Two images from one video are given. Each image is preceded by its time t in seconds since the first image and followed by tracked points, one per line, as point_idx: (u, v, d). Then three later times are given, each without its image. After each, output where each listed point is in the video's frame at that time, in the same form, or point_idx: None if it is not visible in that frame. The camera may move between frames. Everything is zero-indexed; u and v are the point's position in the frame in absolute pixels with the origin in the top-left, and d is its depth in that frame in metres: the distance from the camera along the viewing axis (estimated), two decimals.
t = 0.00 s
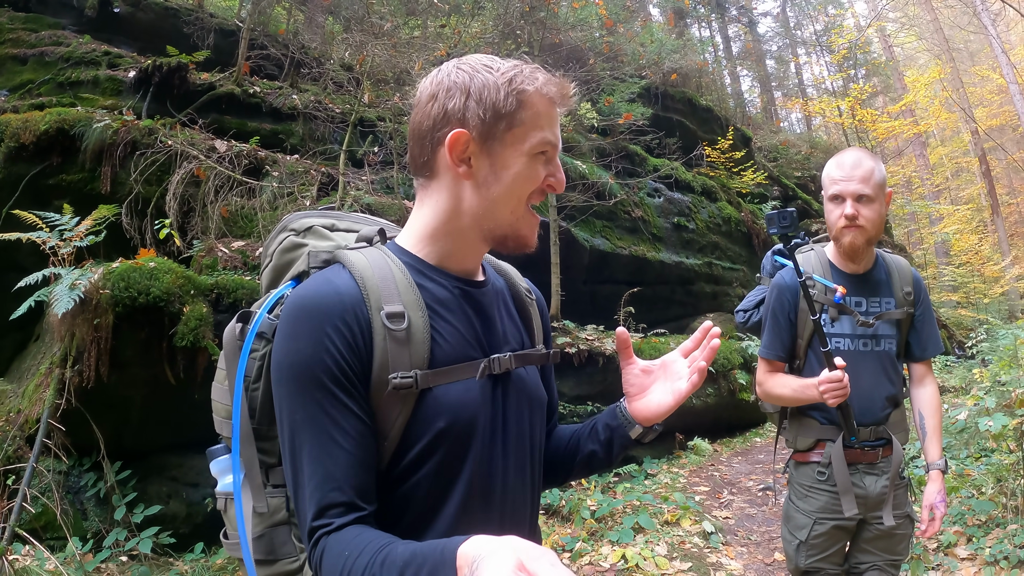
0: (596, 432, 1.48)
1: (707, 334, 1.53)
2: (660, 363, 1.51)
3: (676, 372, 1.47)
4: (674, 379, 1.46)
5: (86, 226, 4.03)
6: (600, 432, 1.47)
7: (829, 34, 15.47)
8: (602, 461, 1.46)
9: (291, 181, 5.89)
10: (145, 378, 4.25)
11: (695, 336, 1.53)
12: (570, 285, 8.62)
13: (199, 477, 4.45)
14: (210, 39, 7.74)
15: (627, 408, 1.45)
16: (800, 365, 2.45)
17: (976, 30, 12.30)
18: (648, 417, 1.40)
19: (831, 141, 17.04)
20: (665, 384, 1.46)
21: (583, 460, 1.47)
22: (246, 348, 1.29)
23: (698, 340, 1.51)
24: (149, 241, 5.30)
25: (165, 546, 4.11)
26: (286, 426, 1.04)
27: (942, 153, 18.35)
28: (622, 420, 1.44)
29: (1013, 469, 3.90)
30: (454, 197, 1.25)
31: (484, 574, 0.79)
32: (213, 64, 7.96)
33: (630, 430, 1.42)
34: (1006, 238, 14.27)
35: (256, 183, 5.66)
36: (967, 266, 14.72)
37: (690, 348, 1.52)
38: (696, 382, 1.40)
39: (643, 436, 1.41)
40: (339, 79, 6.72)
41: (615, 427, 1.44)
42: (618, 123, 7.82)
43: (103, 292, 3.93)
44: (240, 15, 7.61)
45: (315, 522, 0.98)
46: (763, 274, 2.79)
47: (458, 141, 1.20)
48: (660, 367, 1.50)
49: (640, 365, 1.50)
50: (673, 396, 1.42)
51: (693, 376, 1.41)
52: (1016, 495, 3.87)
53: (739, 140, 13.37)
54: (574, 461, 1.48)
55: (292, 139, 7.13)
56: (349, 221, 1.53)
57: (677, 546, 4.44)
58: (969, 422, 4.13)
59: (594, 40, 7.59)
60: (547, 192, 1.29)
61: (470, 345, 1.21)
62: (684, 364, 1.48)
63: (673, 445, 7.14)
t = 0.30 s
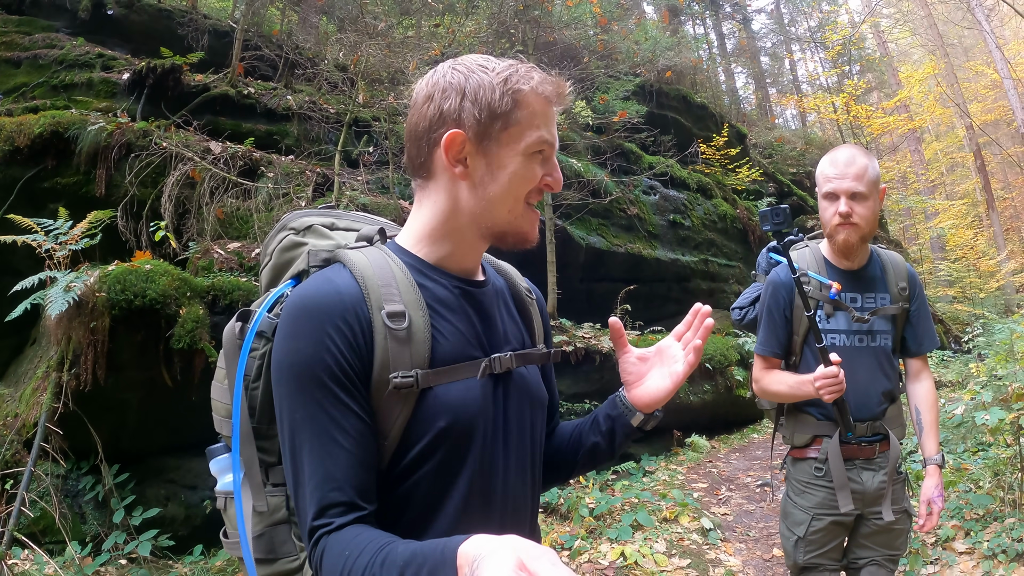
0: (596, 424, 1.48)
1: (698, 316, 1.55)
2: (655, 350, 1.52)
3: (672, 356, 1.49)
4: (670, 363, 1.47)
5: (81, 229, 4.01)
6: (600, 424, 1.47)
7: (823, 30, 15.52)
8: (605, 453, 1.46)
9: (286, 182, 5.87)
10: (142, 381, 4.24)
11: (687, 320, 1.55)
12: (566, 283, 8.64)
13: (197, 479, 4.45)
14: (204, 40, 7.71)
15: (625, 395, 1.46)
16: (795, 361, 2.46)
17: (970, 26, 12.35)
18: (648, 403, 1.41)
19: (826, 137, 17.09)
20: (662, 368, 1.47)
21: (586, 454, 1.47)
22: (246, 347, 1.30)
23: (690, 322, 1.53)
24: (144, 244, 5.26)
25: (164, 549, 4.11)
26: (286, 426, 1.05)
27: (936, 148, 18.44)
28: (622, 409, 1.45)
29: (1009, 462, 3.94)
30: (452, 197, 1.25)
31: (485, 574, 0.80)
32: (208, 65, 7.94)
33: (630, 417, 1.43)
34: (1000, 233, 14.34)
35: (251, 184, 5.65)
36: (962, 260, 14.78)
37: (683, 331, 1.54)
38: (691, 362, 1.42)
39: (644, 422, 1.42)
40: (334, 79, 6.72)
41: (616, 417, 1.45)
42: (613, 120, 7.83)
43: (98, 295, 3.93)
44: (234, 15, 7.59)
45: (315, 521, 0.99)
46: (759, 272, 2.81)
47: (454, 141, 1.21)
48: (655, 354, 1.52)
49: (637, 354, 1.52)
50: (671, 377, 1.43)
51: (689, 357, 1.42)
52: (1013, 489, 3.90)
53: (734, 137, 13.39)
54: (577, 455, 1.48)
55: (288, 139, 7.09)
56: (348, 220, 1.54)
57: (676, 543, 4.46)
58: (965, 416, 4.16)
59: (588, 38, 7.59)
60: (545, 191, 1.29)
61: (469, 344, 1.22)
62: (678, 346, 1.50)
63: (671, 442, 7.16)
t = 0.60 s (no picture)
0: (611, 420, 1.46)
1: (705, 304, 1.56)
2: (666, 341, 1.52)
3: (683, 346, 1.50)
4: (682, 352, 1.48)
5: (83, 230, 4.01)
6: (615, 420, 1.44)
7: (825, 23, 15.43)
8: (621, 450, 1.43)
9: (288, 180, 5.88)
10: (146, 381, 4.25)
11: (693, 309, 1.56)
12: (569, 279, 8.63)
13: (201, 479, 4.46)
14: (205, 40, 7.70)
15: (639, 389, 1.44)
16: (797, 357, 2.47)
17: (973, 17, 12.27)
18: (666, 393, 1.40)
19: (828, 130, 17.01)
20: (675, 359, 1.47)
21: (601, 453, 1.45)
22: (246, 350, 1.30)
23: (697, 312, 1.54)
24: (147, 244, 5.26)
25: (169, 548, 4.13)
26: (286, 427, 1.05)
27: (939, 140, 18.34)
28: (637, 403, 1.42)
29: (1015, 456, 3.93)
30: (452, 198, 1.25)
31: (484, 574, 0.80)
32: (208, 65, 7.92)
33: (646, 411, 1.41)
34: (1004, 226, 14.28)
35: (252, 183, 5.65)
36: (966, 253, 14.72)
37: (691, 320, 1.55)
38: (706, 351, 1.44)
39: (660, 413, 1.40)
40: (334, 77, 6.70)
41: (631, 412, 1.42)
42: (614, 115, 7.80)
43: (101, 296, 3.93)
44: (234, 14, 7.58)
45: (315, 523, 0.99)
46: (760, 267, 2.81)
47: (451, 142, 1.21)
48: (666, 345, 1.52)
49: (648, 346, 1.51)
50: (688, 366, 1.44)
51: (703, 345, 1.44)
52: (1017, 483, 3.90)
53: (736, 131, 13.34)
54: (592, 452, 1.47)
55: (289, 138, 7.08)
56: (349, 223, 1.54)
57: (680, 539, 4.46)
58: (970, 410, 4.14)
59: (589, 33, 7.55)
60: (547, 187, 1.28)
61: (469, 344, 1.22)
62: (689, 335, 1.52)
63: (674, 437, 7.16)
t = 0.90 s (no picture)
0: (620, 435, 1.46)
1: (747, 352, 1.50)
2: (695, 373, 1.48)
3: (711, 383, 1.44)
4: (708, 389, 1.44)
5: (76, 225, 3.98)
6: (623, 433, 1.45)
7: (820, 24, 15.48)
8: (624, 462, 1.44)
9: (281, 176, 5.91)
10: (139, 378, 4.23)
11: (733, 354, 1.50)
12: (562, 277, 8.64)
13: (194, 476, 4.45)
14: (198, 34, 7.65)
15: (655, 410, 1.43)
16: (791, 359, 2.48)
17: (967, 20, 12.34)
18: (675, 418, 1.38)
19: (822, 131, 17.09)
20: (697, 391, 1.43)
21: (603, 464, 1.46)
22: (246, 352, 1.29)
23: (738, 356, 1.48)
24: (139, 240, 5.22)
25: (162, 546, 4.11)
26: (286, 428, 1.05)
27: (932, 142, 18.45)
28: (650, 421, 1.42)
29: (1004, 456, 3.97)
30: (447, 200, 1.25)
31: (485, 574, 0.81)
32: (202, 59, 7.87)
33: (655, 433, 1.40)
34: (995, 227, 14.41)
35: (246, 179, 5.61)
36: (957, 254, 14.82)
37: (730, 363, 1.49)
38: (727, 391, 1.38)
39: (672, 442, 1.38)
40: (329, 73, 6.68)
41: (641, 428, 1.43)
42: (609, 114, 7.80)
43: (94, 292, 3.90)
44: (228, 8, 7.52)
45: (316, 523, 0.99)
46: (755, 269, 2.82)
47: (445, 143, 1.21)
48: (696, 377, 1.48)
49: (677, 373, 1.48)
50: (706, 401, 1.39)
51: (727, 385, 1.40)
52: (1007, 483, 3.94)
53: (730, 131, 13.38)
54: (595, 461, 1.48)
55: (282, 134, 7.05)
56: (348, 224, 1.53)
57: (672, 537, 4.49)
58: (960, 411, 4.17)
59: (584, 31, 7.54)
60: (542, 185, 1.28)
61: (469, 345, 1.22)
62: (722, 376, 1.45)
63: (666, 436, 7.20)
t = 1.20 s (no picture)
0: (637, 423, 1.46)
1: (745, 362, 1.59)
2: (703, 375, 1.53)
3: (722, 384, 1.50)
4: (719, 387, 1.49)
5: (63, 228, 3.94)
6: (640, 422, 1.45)
7: (805, 34, 15.72)
8: (641, 450, 1.46)
9: (270, 182, 5.80)
10: (125, 383, 4.16)
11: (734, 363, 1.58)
12: (549, 284, 8.68)
13: (181, 482, 4.39)
14: (188, 38, 7.62)
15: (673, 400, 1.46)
16: (781, 362, 2.51)
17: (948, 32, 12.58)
18: (691, 407, 1.43)
19: (807, 140, 17.32)
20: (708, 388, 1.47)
21: (621, 452, 1.48)
22: (245, 352, 1.29)
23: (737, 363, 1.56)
24: (127, 244, 5.17)
25: (148, 553, 4.05)
26: (285, 428, 1.05)
27: (915, 151, 18.75)
28: (666, 408, 1.45)
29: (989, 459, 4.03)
30: (444, 198, 1.26)
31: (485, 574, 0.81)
32: (191, 63, 7.84)
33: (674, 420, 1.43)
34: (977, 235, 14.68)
35: (235, 184, 5.55)
36: (940, 262, 15.02)
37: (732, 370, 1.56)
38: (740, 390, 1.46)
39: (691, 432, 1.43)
40: (318, 79, 6.69)
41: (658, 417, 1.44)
42: (596, 122, 7.86)
43: (81, 296, 3.85)
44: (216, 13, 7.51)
45: (315, 522, 0.99)
46: (743, 273, 2.85)
47: (440, 141, 1.23)
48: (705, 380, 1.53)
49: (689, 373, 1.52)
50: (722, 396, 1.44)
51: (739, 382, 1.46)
52: (992, 486, 4.01)
53: (716, 139, 13.52)
54: (610, 450, 1.50)
55: (271, 139, 7.02)
56: (346, 226, 1.54)
57: (661, 542, 4.50)
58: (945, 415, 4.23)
59: (571, 40, 7.60)
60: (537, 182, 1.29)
61: (467, 344, 1.23)
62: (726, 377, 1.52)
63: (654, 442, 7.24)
